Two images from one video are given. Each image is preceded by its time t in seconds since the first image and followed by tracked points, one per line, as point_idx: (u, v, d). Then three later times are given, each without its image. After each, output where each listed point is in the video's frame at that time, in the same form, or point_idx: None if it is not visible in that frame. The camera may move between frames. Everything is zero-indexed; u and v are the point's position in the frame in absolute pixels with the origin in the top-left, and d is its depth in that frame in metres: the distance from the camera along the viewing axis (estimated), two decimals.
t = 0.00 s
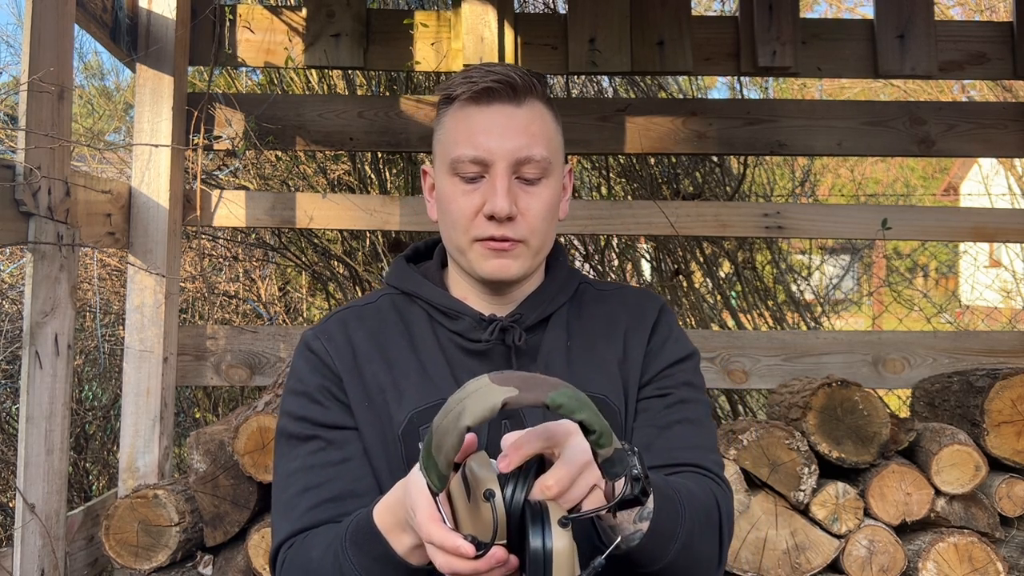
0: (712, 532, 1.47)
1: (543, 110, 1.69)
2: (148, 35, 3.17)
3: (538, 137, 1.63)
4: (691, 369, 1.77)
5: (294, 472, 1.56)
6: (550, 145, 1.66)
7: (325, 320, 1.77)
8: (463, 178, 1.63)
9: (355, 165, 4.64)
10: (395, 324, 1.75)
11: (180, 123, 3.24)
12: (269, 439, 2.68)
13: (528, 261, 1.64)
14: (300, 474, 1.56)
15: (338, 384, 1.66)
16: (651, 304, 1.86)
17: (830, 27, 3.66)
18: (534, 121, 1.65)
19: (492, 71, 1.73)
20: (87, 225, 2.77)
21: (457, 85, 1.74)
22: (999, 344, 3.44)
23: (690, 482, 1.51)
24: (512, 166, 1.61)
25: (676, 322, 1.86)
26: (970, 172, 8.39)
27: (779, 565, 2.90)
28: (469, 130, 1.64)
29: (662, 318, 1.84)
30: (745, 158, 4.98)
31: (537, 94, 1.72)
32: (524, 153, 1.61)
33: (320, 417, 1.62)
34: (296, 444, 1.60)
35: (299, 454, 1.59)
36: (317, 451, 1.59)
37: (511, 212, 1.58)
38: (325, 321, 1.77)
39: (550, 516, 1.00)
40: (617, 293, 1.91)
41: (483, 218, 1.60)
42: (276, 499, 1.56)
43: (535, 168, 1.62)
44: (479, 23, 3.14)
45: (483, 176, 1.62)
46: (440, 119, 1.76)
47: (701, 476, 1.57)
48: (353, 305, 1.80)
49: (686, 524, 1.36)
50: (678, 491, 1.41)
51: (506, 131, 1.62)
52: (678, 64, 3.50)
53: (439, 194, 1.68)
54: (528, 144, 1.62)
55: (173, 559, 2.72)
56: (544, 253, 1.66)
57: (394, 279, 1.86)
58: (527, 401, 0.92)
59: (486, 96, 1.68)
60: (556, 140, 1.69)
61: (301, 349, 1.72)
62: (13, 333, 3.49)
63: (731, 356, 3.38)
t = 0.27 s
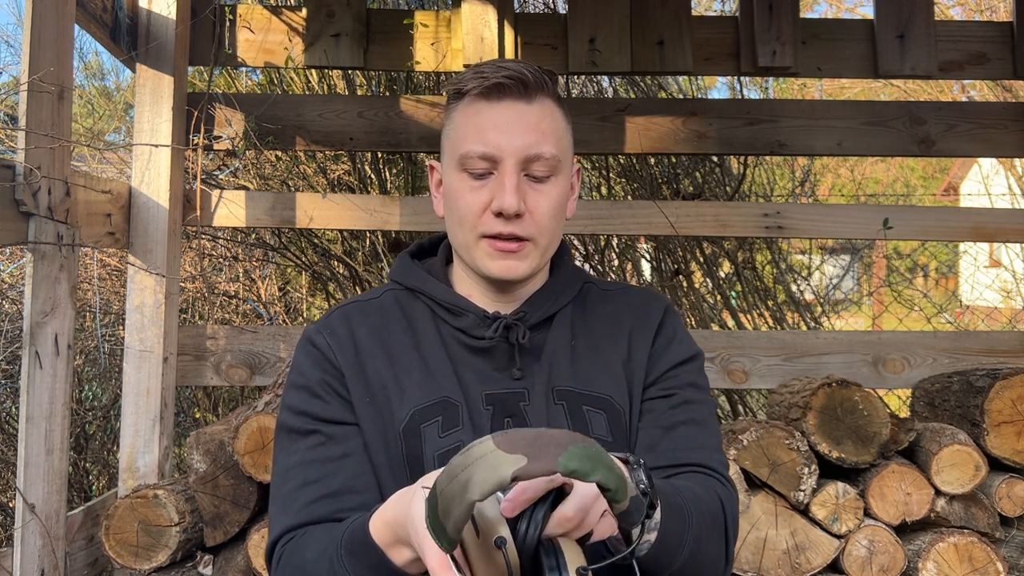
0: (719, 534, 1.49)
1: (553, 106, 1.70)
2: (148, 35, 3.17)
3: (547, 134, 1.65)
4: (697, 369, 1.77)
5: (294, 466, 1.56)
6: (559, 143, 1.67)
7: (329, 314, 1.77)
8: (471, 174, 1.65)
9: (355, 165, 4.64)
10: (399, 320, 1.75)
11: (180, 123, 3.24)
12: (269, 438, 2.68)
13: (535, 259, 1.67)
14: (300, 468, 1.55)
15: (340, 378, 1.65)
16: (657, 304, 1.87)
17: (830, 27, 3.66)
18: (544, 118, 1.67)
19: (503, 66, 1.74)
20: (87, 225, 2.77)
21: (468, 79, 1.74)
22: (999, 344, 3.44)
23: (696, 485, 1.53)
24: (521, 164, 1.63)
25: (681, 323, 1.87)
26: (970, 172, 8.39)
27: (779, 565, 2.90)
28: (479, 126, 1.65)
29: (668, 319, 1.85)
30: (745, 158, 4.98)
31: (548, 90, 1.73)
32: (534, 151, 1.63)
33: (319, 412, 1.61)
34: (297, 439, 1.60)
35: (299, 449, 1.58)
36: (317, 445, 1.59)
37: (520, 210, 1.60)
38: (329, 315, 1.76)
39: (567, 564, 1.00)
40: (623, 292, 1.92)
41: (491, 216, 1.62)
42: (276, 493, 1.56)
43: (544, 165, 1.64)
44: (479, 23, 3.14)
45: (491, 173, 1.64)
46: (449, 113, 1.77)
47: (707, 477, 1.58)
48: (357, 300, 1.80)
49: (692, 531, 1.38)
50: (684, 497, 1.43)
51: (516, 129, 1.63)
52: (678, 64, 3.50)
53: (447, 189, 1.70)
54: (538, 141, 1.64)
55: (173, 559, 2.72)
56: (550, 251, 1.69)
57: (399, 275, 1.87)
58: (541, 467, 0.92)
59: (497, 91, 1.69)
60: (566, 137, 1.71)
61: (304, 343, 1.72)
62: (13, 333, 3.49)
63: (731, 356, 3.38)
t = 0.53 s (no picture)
0: (726, 531, 1.51)
1: (564, 106, 1.76)
2: (148, 35, 3.17)
3: (558, 134, 1.70)
4: (700, 368, 1.80)
5: (294, 457, 1.56)
6: (569, 142, 1.73)
7: (332, 306, 1.78)
8: (481, 171, 1.70)
9: (355, 165, 4.64)
10: (402, 315, 1.77)
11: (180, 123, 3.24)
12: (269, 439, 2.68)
13: (542, 257, 1.72)
14: (300, 459, 1.55)
15: (343, 370, 1.66)
16: (662, 303, 1.89)
17: (830, 27, 3.66)
18: (554, 118, 1.72)
19: (516, 64, 1.80)
20: (87, 225, 2.77)
21: (480, 76, 1.80)
22: (999, 344, 3.44)
23: (704, 483, 1.55)
24: (531, 162, 1.68)
25: (685, 322, 1.90)
26: (970, 172, 8.38)
27: (779, 565, 2.90)
28: (490, 125, 1.71)
29: (672, 318, 1.88)
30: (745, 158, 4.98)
31: (559, 89, 1.78)
32: (543, 150, 1.68)
33: (321, 403, 1.61)
34: (297, 430, 1.60)
35: (299, 440, 1.58)
36: (317, 437, 1.59)
37: (528, 208, 1.66)
38: (331, 306, 1.77)
39: None
40: (628, 290, 1.94)
41: (500, 213, 1.68)
42: (274, 483, 1.55)
43: (554, 164, 1.69)
44: (479, 23, 3.14)
45: (502, 171, 1.69)
46: (460, 110, 1.82)
47: (715, 474, 1.61)
48: (360, 293, 1.81)
49: (703, 532, 1.41)
50: (692, 497, 1.45)
51: (527, 128, 1.69)
52: (678, 64, 3.49)
53: (457, 186, 1.75)
54: (548, 140, 1.69)
55: (173, 559, 2.72)
56: (557, 249, 1.74)
57: (403, 269, 1.88)
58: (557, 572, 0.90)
59: (509, 90, 1.74)
60: (575, 137, 1.76)
61: (306, 333, 1.71)
62: (13, 333, 3.49)
63: (731, 356, 3.38)
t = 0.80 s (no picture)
0: (744, 519, 1.51)
1: (569, 102, 1.78)
2: (148, 35, 3.17)
3: (563, 129, 1.72)
4: (701, 359, 1.83)
5: (292, 442, 1.55)
6: (573, 137, 1.75)
7: (336, 296, 1.79)
8: (486, 165, 1.72)
9: (355, 165, 4.64)
10: (405, 307, 1.78)
11: (180, 122, 3.24)
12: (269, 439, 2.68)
13: (546, 252, 1.74)
14: (297, 444, 1.54)
15: (345, 358, 1.66)
16: (664, 300, 1.93)
17: (830, 27, 3.66)
18: (559, 113, 1.74)
19: (522, 59, 1.81)
20: (87, 225, 2.77)
21: (486, 69, 1.81)
22: (999, 344, 3.44)
23: (718, 471, 1.56)
24: (536, 157, 1.70)
25: (685, 317, 1.93)
26: (970, 172, 8.38)
27: (779, 565, 2.90)
28: (496, 118, 1.72)
29: (673, 313, 1.91)
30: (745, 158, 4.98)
31: (564, 85, 1.80)
32: (549, 144, 1.70)
33: (320, 391, 1.60)
34: (295, 415, 1.59)
35: (297, 425, 1.57)
36: (315, 423, 1.58)
37: (533, 202, 1.67)
38: (335, 297, 1.78)
39: None
40: (629, 286, 1.97)
41: (505, 207, 1.69)
42: (269, 468, 1.54)
43: (559, 159, 1.71)
44: (479, 23, 3.14)
45: (507, 164, 1.71)
46: (465, 103, 1.83)
47: (729, 462, 1.62)
48: (363, 284, 1.82)
49: (721, 518, 1.41)
50: (713, 486, 1.45)
51: (533, 122, 1.71)
52: (678, 64, 3.49)
53: (461, 179, 1.76)
54: (553, 135, 1.71)
55: (173, 559, 2.72)
56: (560, 245, 1.77)
57: (406, 263, 1.90)
58: None
59: (515, 84, 1.76)
60: (579, 132, 1.78)
61: (309, 321, 1.72)
62: (13, 333, 3.49)
63: (731, 356, 3.38)
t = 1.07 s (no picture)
0: (751, 501, 1.51)
1: (565, 96, 1.80)
2: (148, 35, 3.17)
3: (560, 122, 1.74)
4: (699, 347, 1.83)
5: (292, 435, 1.54)
6: (570, 131, 1.76)
7: (334, 292, 1.79)
8: (483, 159, 1.73)
9: (355, 165, 4.64)
10: (404, 302, 1.79)
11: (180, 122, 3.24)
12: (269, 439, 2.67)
13: (543, 245, 1.74)
14: (297, 438, 1.53)
15: (344, 352, 1.66)
16: (660, 291, 1.93)
17: (830, 27, 3.66)
18: (556, 107, 1.75)
19: (517, 55, 1.85)
20: (87, 225, 2.77)
21: (484, 65, 1.85)
22: (999, 344, 3.44)
23: (719, 453, 1.55)
24: (533, 150, 1.71)
25: (682, 309, 1.93)
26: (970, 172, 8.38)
27: (779, 565, 2.90)
28: (492, 113, 1.74)
29: (670, 305, 1.91)
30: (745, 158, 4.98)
31: (560, 81, 1.83)
32: (545, 138, 1.71)
33: (320, 384, 1.60)
34: (295, 410, 1.59)
35: (297, 419, 1.57)
36: (316, 417, 1.57)
37: (530, 194, 1.67)
38: (333, 293, 1.78)
39: None
40: (626, 281, 1.98)
41: (502, 200, 1.69)
42: (269, 462, 1.53)
43: (556, 152, 1.72)
44: (479, 23, 3.14)
45: (503, 158, 1.72)
46: (461, 100, 1.85)
47: (733, 444, 1.61)
48: (362, 281, 1.83)
49: (728, 498, 1.40)
50: (721, 471, 1.45)
51: (529, 115, 1.72)
52: (678, 63, 3.49)
53: (458, 174, 1.77)
54: (550, 128, 1.72)
55: (173, 559, 2.72)
56: (559, 238, 1.76)
57: (404, 260, 1.90)
58: None
59: (511, 80, 1.79)
60: (576, 127, 1.79)
61: (307, 317, 1.72)
62: (13, 333, 3.49)
63: (731, 356, 3.37)
